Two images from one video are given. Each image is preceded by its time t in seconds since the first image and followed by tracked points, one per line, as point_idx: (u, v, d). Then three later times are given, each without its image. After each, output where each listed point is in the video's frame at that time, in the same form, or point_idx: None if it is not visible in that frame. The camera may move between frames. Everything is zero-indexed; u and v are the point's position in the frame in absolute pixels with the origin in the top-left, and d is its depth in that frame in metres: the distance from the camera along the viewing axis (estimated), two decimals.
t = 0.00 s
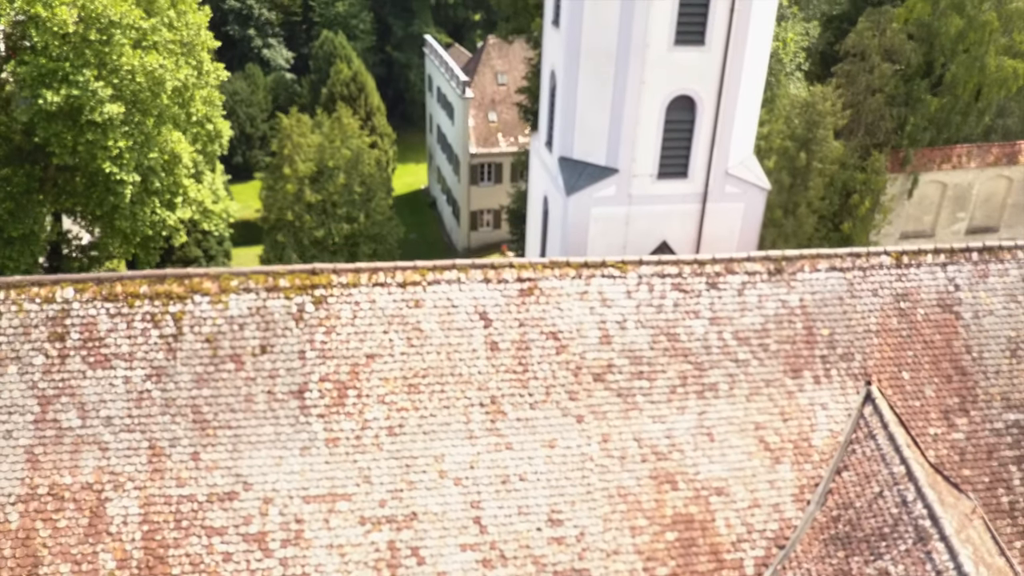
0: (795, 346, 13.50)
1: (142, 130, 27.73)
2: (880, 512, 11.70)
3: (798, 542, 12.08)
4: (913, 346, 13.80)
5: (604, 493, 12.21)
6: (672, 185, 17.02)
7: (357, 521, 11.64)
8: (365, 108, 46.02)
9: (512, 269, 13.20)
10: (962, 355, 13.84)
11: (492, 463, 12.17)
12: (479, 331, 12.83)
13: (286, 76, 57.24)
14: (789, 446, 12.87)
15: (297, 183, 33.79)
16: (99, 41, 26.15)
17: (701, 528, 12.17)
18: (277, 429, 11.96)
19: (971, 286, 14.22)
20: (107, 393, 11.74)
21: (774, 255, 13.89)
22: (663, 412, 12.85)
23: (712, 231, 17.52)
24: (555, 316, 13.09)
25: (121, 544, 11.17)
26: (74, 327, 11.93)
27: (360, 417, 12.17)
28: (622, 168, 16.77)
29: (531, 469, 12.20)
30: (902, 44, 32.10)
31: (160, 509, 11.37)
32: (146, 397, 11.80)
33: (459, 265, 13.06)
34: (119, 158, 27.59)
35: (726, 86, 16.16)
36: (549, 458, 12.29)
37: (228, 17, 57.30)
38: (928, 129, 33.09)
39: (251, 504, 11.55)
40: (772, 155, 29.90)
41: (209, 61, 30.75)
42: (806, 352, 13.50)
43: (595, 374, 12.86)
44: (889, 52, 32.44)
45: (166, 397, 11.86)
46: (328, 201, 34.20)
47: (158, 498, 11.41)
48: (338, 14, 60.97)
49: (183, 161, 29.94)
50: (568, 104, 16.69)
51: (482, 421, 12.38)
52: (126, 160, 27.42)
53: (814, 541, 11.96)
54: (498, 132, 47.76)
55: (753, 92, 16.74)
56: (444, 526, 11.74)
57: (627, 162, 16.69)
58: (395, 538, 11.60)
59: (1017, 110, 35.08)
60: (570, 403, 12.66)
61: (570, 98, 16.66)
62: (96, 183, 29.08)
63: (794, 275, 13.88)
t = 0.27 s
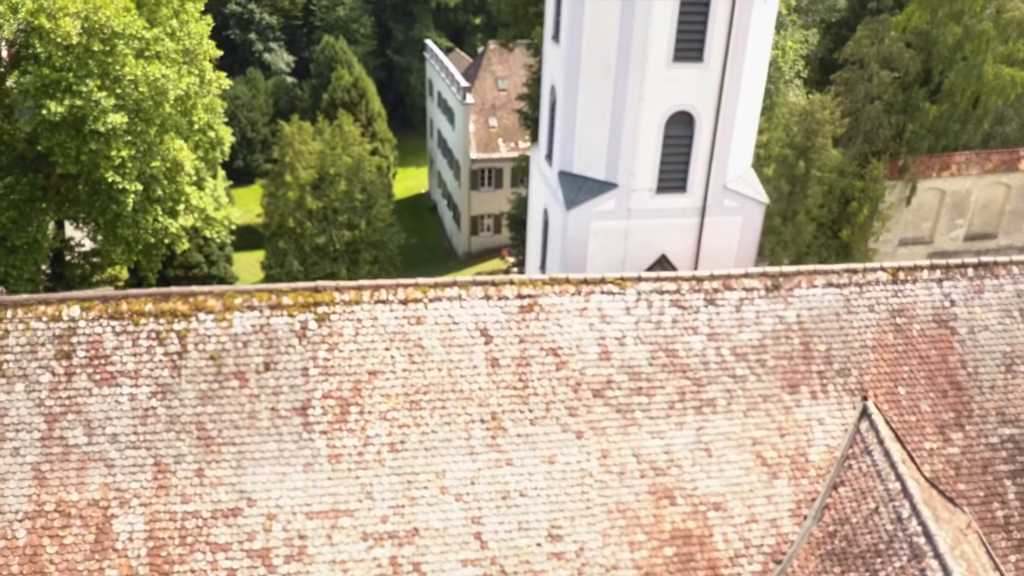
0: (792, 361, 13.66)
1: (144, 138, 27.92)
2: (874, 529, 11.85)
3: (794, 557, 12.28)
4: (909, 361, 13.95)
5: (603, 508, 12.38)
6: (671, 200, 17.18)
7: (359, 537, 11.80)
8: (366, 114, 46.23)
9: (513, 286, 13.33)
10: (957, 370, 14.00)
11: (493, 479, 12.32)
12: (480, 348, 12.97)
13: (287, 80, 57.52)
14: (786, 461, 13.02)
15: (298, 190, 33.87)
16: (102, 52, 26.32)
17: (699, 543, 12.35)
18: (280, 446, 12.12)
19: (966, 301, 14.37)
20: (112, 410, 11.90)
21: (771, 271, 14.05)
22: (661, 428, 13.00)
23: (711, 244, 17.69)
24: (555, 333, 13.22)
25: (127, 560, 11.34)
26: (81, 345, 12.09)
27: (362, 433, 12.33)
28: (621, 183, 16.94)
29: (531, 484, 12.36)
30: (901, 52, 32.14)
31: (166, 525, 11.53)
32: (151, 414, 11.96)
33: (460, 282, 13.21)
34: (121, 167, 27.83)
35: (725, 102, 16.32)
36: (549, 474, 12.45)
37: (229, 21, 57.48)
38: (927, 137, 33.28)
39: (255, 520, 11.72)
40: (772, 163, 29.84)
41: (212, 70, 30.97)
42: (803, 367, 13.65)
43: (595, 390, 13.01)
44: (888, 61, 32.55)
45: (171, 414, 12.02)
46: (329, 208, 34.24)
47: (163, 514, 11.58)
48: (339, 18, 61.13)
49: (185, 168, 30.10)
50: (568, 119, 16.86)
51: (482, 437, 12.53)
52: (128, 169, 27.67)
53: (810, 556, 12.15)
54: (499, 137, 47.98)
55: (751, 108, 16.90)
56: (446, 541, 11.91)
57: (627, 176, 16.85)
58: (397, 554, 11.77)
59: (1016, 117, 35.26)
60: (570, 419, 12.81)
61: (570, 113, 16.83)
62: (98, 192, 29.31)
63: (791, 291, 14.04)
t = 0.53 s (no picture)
0: (789, 375, 13.79)
1: (146, 146, 28.10)
2: (870, 543, 11.98)
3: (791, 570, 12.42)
4: (905, 375, 14.08)
5: (602, 522, 12.51)
6: (670, 212, 17.31)
7: (361, 551, 11.94)
8: (366, 119, 46.40)
9: (512, 301, 13.46)
10: (952, 384, 14.13)
11: (493, 493, 12.46)
12: (480, 362, 13.08)
13: (288, 83, 57.74)
14: (783, 475, 13.16)
15: (299, 197, 33.79)
16: (104, 61, 26.45)
17: (697, 557, 12.49)
18: (282, 460, 12.25)
19: (962, 315, 14.51)
20: (116, 426, 12.04)
21: (768, 285, 14.19)
22: (660, 442, 13.13)
23: (709, 255, 17.82)
24: (554, 347, 13.33)
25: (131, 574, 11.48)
26: (85, 361, 12.23)
27: (363, 447, 12.46)
28: (620, 196, 17.07)
29: (531, 498, 12.50)
30: (899, 59, 32.37)
31: (169, 540, 11.67)
32: (154, 429, 12.10)
33: (460, 297, 13.33)
34: (123, 175, 28.04)
35: (723, 116, 16.42)
36: (548, 488, 12.59)
37: (230, 25, 57.62)
38: (924, 144, 33.27)
39: (257, 534, 11.85)
40: (771, 170, 29.91)
41: (212, 78, 31.19)
42: (800, 381, 13.79)
43: (593, 404, 13.13)
44: (886, 68, 32.73)
45: (174, 429, 12.15)
46: (330, 214, 34.28)
47: (167, 529, 11.71)
48: (340, 22, 61.29)
49: (186, 175, 30.25)
50: (567, 133, 16.98)
51: (482, 451, 12.66)
52: (130, 177, 27.88)
53: (806, 569, 12.30)
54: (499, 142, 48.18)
55: (749, 121, 17.00)
56: (446, 555, 12.04)
57: (625, 189, 16.99)
58: (397, 568, 11.91)
59: (1014, 124, 35.37)
60: (569, 433, 12.93)
61: (569, 126, 16.95)
62: (100, 199, 29.47)
63: (788, 305, 14.17)
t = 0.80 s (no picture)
0: (786, 390, 13.91)
1: (147, 154, 28.25)
2: (866, 558, 12.08)
3: None
4: (900, 389, 14.21)
5: (599, 536, 12.64)
6: (668, 225, 17.45)
7: (361, 565, 12.07)
8: (367, 125, 46.62)
9: (511, 316, 13.58)
10: (947, 398, 14.25)
11: (492, 507, 12.59)
12: (479, 378, 13.20)
13: (288, 87, 57.89)
14: (779, 489, 13.28)
15: (300, 203, 33.90)
16: (106, 70, 26.58)
17: (694, 570, 12.63)
18: (283, 475, 12.38)
19: (957, 329, 14.64)
20: (119, 441, 12.17)
21: (764, 299, 14.33)
22: (657, 455, 13.26)
23: (707, 267, 17.97)
24: (553, 361, 13.45)
25: None
26: (89, 377, 12.37)
27: (364, 462, 12.59)
28: (618, 209, 17.22)
29: (530, 513, 12.63)
30: (897, 67, 32.50)
31: (172, 555, 11.80)
32: (157, 444, 12.23)
33: (459, 312, 13.45)
34: (125, 183, 28.19)
35: (720, 129, 16.55)
36: (547, 502, 12.72)
37: (231, 28, 57.73)
38: (923, 151, 33.57)
39: (258, 549, 11.99)
40: (770, 177, 29.96)
41: (213, 86, 31.40)
42: (796, 395, 13.91)
43: (592, 419, 13.25)
44: (884, 75, 32.81)
45: (176, 444, 12.29)
46: (330, 220, 34.11)
47: (169, 544, 11.85)
48: (340, 26, 61.36)
49: (187, 183, 30.39)
50: (566, 146, 17.12)
51: (481, 466, 12.79)
52: (132, 185, 28.05)
53: None
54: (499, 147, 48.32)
55: (746, 134, 17.14)
56: (445, 569, 12.18)
57: (624, 203, 17.13)
58: None
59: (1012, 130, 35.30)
60: (567, 447, 13.06)
61: (568, 140, 17.07)
62: (101, 207, 29.61)
63: (784, 319, 14.30)
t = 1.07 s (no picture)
0: (782, 406, 14.06)
1: (150, 164, 28.46)
2: None
3: None
4: (896, 405, 14.35)
5: (598, 552, 12.80)
6: (666, 240, 17.63)
7: None
8: (368, 131, 46.87)
9: (510, 333, 13.73)
10: (942, 414, 14.40)
11: (492, 525, 12.75)
12: (479, 396, 13.35)
13: (289, 92, 58.05)
14: (776, 505, 13.44)
15: (301, 212, 33.54)
16: (109, 82, 26.73)
17: None
18: (285, 493, 12.53)
19: (952, 345, 14.79)
20: (124, 459, 12.32)
21: (761, 316, 14.48)
22: (655, 472, 13.42)
23: (705, 281, 18.15)
24: (552, 379, 13.60)
25: None
26: (93, 396, 12.53)
27: (365, 479, 12.75)
28: (617, 224, 17.39)
29: (529, 530, 12.79)
30: (895, 75, 32.73)
31: (175, 573, 11.96)
32: (161, 463, 12.39)
33: (459, 330, 13.59)
34: (127, 194, 28.39)
35: (718, 146, 16.72)
36: (546, 519, 12.88)
37: (232, 33, 57.83)
38: (921, 159, 33.65)
39: (261, 566, 12.15)
40: (769, 187, 29.95)
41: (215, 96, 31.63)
42: (793, 412, 14.06)
43: (590, 436, 13.40)
44: (882, 84, 32.99)
45: (180, 462, 12.44)
46: (331, 227, 34.08)
47: (173, 561, 12.01)
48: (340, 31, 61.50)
49: (189, 192, 30.59)
50: (565, 163, 17.29)
51: (481, 483, 12.94)
52: (134, 195, 28.26)
53: None
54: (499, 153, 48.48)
55: (744, 150, 17.31)
56: None
57: (622, 219, 17.31)
58: None
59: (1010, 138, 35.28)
60: (566, 464, 13.21)
61: (567, 156, 17.24)
62: (103, 216, 29.82)
63: (781, 336, 14.46)
